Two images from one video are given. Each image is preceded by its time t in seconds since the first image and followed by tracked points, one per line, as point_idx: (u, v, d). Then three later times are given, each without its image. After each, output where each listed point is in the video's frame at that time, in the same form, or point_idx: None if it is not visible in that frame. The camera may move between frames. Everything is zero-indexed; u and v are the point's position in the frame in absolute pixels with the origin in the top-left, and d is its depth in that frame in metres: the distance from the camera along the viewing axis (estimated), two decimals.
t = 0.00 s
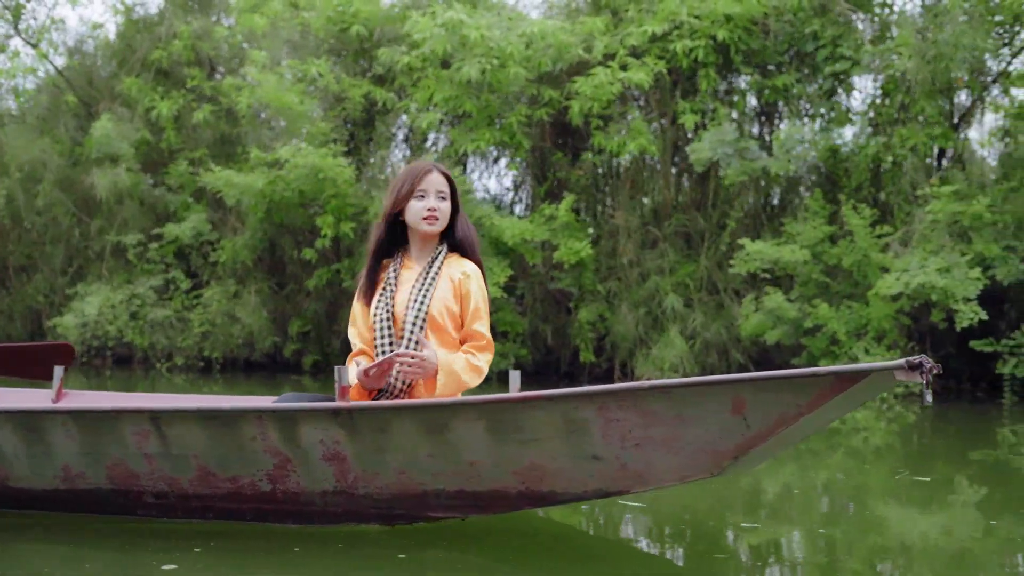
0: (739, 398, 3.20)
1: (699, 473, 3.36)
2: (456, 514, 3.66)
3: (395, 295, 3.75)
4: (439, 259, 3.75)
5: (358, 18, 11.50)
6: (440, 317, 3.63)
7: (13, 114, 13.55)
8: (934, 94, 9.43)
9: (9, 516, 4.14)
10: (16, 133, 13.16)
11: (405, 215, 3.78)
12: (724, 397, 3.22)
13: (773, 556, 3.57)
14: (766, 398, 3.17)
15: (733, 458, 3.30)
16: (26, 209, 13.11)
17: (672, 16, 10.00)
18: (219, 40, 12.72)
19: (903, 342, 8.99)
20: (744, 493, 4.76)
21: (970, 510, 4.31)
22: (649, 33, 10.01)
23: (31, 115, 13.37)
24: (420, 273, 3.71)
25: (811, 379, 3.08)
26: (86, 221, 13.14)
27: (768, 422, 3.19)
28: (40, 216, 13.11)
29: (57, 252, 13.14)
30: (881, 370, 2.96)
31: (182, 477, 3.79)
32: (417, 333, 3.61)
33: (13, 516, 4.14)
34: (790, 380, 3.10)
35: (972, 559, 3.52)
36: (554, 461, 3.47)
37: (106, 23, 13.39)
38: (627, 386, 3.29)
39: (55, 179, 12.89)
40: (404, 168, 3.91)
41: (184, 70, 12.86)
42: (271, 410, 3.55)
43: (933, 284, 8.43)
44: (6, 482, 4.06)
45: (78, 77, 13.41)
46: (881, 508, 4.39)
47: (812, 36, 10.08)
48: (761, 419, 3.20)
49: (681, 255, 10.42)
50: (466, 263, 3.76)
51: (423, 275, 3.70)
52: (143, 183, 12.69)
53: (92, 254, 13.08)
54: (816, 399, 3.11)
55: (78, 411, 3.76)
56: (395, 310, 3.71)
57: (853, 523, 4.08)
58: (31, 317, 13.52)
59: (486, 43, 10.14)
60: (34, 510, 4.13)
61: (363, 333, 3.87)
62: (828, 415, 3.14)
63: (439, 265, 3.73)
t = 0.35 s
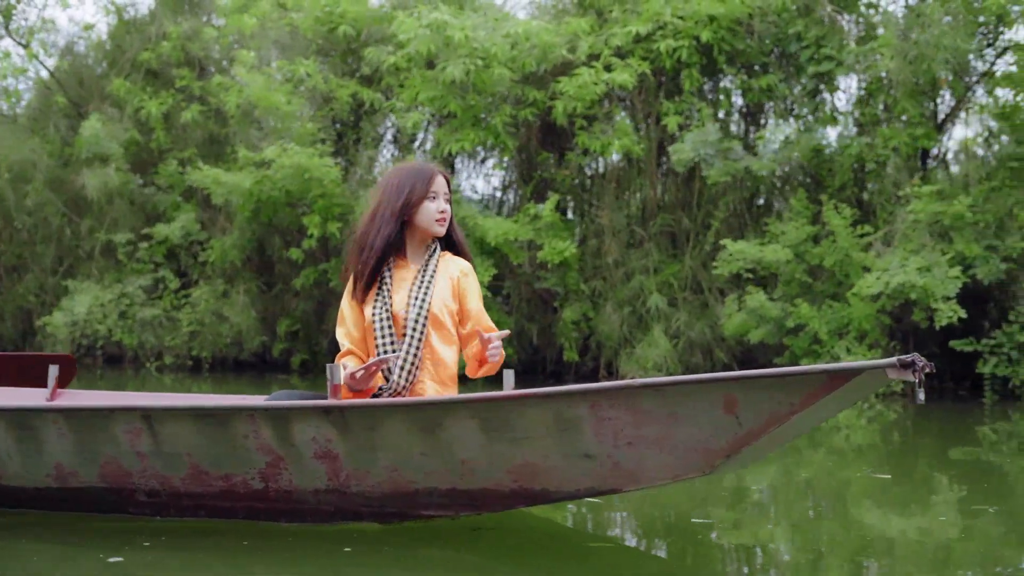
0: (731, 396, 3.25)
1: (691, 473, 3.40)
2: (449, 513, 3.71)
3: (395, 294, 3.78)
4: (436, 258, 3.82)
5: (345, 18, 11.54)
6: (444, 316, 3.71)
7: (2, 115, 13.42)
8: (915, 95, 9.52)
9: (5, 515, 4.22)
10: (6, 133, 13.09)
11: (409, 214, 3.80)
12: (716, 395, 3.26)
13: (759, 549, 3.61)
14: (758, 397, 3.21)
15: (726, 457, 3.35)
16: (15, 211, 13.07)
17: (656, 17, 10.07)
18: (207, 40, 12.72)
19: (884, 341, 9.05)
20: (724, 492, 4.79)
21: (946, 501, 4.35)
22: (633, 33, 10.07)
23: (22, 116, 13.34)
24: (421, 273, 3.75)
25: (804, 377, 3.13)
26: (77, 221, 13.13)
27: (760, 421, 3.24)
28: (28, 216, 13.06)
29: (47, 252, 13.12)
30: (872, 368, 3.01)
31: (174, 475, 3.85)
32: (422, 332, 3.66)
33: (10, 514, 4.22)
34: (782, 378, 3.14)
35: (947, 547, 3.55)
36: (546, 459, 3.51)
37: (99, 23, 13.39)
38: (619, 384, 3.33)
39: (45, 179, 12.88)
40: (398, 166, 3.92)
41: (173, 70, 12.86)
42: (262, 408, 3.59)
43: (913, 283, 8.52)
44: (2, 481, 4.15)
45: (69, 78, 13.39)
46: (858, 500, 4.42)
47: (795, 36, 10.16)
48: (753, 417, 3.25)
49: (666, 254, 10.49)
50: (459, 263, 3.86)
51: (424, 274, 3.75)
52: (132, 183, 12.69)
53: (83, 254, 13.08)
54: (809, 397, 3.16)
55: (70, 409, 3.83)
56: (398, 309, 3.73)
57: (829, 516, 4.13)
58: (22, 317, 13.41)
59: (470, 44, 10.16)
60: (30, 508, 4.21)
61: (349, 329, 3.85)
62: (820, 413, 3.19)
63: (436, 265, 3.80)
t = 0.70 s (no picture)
0: (723, 396, 3.29)
1: (684, 472, 3.45)
2: (442, 512, 3.76)
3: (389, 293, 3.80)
4: (427, 258, 3.83)
5: (333, 19, 11.59)
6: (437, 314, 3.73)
7: None
8: (898, 96, 9.63)
9: None
10: None
11: (402, 215, 3.81)
12: (709, 395, 3.30)
13: (746, 545, 3.65)
14: (750, 397, 3.25)
15: (719, 456, 3.40)
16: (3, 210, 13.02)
17: (642, 17, 10.16)
18: (196, 40, 12.74)
19: (865, 341, 9.11)
20: (706, 492, 4.81)
21: (923, 497, 4.36)
22: (618, 33, 10.13)
23: (13, 117, 13.34)
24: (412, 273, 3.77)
25: (797, 377, 3.16)
26: (67, 221, 13.10)
27: (753, 420, 3.28)
28: (18, 215, 13.03)
29: (38, 252, 13.09)
30: (867, 367, 3.05)
31: (167, 474, 3.88)
32: (414, 333, 3.70)
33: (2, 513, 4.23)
34: (774, 377, 3.18)
35: (927, 542, 3.56)
36: (538, 459, 3.55)
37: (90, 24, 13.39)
38: (611, 383, 3.37)
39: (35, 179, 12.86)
40: (390, 164, 3.92)
41: (162, 71, 12.86)
42: (255, 406, 3.62)
43: (893, 283, 8.62)
44: None
45: (60, 78, 13.38)
46: (837, 498, 4.43)
47: (778, 37, 10.24)
48: (746, 417, 3.29)
49: (651, 254, 10.58)
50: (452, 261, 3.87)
51: (416, 274, 3.76)
52: (122, 183, 12.69)
53: (72, 254, 13.06)
54: (802, 395, 3.20)
55: (64, 408, 3.85)
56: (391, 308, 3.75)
57: (808, 511, 4.16)
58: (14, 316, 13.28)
59: (455, 45, 10.20)
60: (22, 508, 4.22)
61: (340, 330, 3.91)
62: (814, 412, 3.22)
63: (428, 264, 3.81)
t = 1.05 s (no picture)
0: (718, 396, 3.34)
1: (679, 472, 3.50)
2: (436, 512, 3.80)
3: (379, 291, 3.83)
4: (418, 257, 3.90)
5: (319, 19, 11.65)
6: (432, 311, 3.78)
7: None
8: (877, 96, 9.71)
9: None
10: None
11: (390, 215, 3.86)
12: (703, 395, 3.36)
13: (736, 542, 3.70)
14: (744, 396, 3.31)
15: (714, 455, 3.45)
16: None
17: (624, 18, 10.17)
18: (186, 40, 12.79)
19: (846, 340, 9.18)
20: (689, 493, 4.80)
21: (904, 497, 4.38)
22: (601, 34, 10.17)
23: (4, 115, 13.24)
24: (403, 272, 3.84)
25: (791, 376, 3.22)
26: (56, 221, 13.07)
27: (747, 420, 3.34)
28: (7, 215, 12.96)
29: (27, 253, 13.06)
30: (861, 368, 3.10)
31: (161, 474, 3.92)
32: (406, 331, 3.75)
33: None
34: (769, 377, 3.24)
35: (911, 540, 3.59)
36: (532, 459, 3.60)
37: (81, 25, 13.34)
38: (606, 384, 3.43)
39: (24, 179, 12.80)
40: (377, 166, 3.97)
41: (151, 72, 12.89)
42: (249, 406, 3.67)
43: (873, 284, 8.66)
44: None
45: (49, 79, 13.32)
46: (820, 498, 4.45)
47: (762, 39, 10.35)
48: (739, 416, 3.35)
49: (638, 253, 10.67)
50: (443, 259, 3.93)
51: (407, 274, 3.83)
52: (112, 183, 12.68)
53: (59, 255, 13.05)
54: (797, 395, 3.25)
55: (58, 408, 3.88)
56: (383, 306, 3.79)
57: (782, 514, 4.15)
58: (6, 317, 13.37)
59: (439, 46, 10.28)
60: (17, 509, 4.25)
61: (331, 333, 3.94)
62: (807, 412, 3.28)
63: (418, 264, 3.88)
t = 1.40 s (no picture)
0: (713, 396, 3.34)
1: (674, 472, 3.50)
2: (432, 512, 3.80)
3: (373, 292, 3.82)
4: (407, 259, 3.89)
5: (307, 19, 11.70)
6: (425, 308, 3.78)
7: None
8: (862, 97, 9.71)
9: None
10: None
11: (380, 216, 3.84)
12: (699, 395, 3.36)
13: (727, 540, 3.70)
14: (740, 397, 3.30)
15: (710, 456, 3.44)
16: None
17: (610, 19, 10.13)
18: (176, 41, 12.85)
19: (829, 341, 9.17)
20: (671, 493, 4.80)
21: (882, 498, 4.34)
22: (587, 35, 10.16)
23: None
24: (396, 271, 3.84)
25: (788, 376, 3.22)
26: (48, 221, 13.13)
27: (743, 420, 3.33)
28: None
29: (19, 253, 13.12)
30: (857, 368, 3.10)
31: (156, 474, 3.93)
32: (400, 330, 3.74)
33: None
34: (764, 377, 3.23)
35: (886, 540, 3.58)
36: (527, 459, 3.60)
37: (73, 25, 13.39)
38: (599, 384, 3.42)
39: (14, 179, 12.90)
40: (365, 167, 3.95)
41: (141, 72, 12.96)
42: (243, 407, 3.67)
43: (855, 285, 8.65)
44: None
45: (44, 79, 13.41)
46: (799, 498, 4.41)
47: (748, 40, 10.35)
48: (735, 417, 3.35)
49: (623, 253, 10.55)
50: (434, 256, 3.93)
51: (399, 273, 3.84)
52: (103, 183, 12.74)
53: (52, 255, 13.10)
54: (793, 395, 3.25)
55: (52, 409, 3.89)
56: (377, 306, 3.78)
57: (760, 514, 4.11)
58: None
59: (424, 48, 10.28)
60: (13, 508, 4.28)
61: (326, 335, 3.89)
62: (804, 412, 3.27)
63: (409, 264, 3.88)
